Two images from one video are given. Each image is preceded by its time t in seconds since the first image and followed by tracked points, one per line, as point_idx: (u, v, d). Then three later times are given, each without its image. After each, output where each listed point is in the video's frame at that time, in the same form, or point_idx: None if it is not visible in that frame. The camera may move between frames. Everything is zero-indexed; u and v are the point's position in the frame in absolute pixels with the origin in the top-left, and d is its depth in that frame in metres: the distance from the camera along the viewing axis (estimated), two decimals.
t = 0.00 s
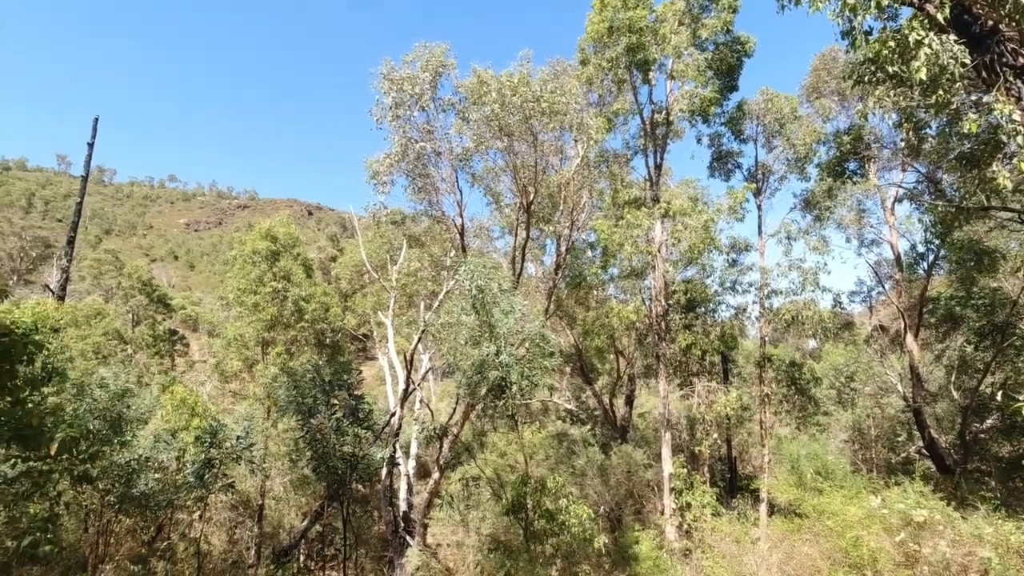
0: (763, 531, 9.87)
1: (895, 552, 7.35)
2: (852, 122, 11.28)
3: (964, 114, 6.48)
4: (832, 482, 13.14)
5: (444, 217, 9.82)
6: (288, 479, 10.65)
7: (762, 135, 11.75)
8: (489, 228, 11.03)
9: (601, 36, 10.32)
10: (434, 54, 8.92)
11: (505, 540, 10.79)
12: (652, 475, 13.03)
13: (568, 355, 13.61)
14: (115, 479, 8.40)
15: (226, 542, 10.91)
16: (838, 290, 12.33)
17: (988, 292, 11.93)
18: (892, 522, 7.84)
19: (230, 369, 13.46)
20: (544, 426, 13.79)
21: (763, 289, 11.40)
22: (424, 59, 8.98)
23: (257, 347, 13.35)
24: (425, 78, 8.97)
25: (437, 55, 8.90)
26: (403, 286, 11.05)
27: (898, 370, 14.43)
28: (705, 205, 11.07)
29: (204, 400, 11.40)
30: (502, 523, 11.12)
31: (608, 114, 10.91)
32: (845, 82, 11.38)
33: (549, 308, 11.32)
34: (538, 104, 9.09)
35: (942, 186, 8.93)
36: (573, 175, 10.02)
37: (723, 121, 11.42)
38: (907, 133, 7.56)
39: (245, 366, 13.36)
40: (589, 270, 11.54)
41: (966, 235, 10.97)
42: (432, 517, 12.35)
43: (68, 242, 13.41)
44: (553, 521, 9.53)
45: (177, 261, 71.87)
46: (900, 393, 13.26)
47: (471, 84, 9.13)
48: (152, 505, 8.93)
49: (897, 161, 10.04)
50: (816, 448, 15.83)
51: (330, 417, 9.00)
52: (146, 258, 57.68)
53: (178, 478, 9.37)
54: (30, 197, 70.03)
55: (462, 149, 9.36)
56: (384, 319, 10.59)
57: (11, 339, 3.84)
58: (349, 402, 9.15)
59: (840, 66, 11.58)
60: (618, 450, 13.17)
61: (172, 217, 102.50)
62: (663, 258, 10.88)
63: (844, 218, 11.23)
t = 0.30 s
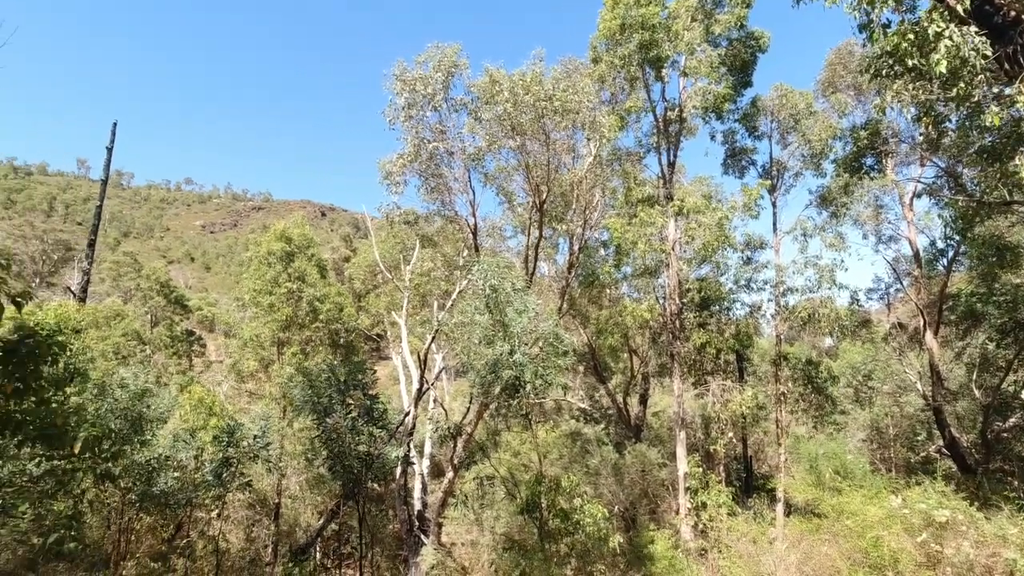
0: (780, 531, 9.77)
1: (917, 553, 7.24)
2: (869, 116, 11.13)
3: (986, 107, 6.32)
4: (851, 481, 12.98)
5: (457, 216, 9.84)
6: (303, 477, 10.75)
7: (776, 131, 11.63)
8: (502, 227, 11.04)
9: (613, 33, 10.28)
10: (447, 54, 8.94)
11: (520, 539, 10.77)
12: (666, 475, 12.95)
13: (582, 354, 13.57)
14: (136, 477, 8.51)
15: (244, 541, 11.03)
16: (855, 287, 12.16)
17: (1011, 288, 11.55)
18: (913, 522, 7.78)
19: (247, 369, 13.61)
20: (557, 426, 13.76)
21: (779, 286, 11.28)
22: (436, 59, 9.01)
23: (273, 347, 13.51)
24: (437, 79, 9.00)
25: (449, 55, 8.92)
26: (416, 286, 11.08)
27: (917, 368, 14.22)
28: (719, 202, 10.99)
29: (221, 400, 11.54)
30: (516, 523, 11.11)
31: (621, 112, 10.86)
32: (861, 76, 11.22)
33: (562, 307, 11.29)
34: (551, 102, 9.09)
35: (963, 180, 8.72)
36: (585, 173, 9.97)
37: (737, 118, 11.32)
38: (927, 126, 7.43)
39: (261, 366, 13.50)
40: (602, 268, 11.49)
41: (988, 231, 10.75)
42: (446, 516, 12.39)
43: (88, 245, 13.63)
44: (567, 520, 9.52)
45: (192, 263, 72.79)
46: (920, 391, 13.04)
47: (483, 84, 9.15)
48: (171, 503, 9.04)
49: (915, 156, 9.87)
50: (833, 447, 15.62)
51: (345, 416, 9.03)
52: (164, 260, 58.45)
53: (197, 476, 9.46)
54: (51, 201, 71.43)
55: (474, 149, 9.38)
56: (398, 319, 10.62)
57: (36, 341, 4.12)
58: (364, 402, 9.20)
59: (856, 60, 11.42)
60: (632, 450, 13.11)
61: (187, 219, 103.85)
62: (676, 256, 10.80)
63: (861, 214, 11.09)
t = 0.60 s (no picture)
0: (798, 531, 9.69)
1: (939, 553, 7.15)
2: (886, 110, 10.97)
3: (1007, 99, 6.21)
4: (870, 480, 12.82)
5: (469, 216, 9.85)
6: (319, 476, 10.81)
7: (791, 126, 11.51)
8: (514, 226, 11.06)
9: (624, 30, 10.24)
10: (458, 54, 8.96)
11: (534, 537, 10.76)
12: (681, 474, 12.87)
13: (595, 353, 13.53)
14: (154, 476, 8.59)
15: (260, 538, 11.05)
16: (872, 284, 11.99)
17: None
18: (934, 521, 7.70)
19: (262, 369, 13.75)
20: (571, 424, 13.73)
21: (794, 283, 11.15)
22: (448, 58, 9.03)
23: (288, 348, 13.66)
24: (449, 78, 9.03)
25: (461, 54, 8.94)
26: (429, 285, 11.10)
27: (936, 365, 14.01)
28: (732, 199, 10.90)
29: (238, 400, 11.66)
30: (530, 521, 11.12)
31: (633, 110, 10.81)
32: (877, 70, 11.07)
33: (575, 306, 11.26)
34: (563, 100, 9.07)
35: (984, 173, 8.55)
36: (598, 171, 9.93)
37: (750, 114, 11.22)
38: (945, 120, 7.32)
39: (276, 366, 13.65)
40: (615, 267, 11.43)
41: (1009, 225, 10.55)
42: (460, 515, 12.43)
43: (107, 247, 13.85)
44: (581, 519, 9.50)
45: (207, 264, 73.72)
46: (940, 389, 12.85)
47: (495, 83, 9.16)
48: (190, 502, 9.15)
49: (933, 149, 9.71)
50: (851, 446, 15.43)
51: (360, 416, 9.06)
52: (180, 261, 59.38)
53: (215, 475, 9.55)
54: (71, 205, 72.87)
55: (486, 148, 9.38)
56: (411, 319, 10.64)
57: (59, 342, 4.64)
58: (378, 401, 9.25)
59: (872, 53, 11.26)
60: (646, 448, 13.06)
61: (202, 221, 105.29)
62: (690, 253, 10.72)
63: (878, 210, 10.93)
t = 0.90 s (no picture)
0: (815, 530, 9.62)
1: (960, 553, 7.10)
2: (902, 103, 10.81)
3: None
4: (889, 479, 12.67)
5: (481, 215, 9.87)
6: (333, 475, 10.87)
7: (805, 121, 11.39)
8: (525, 225, 11.06)
9: (635, 27, 10.20)
10: (469, 54, 8.96)
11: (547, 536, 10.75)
12: (695, 472, 12.78)
13: (607, 351, 13.48)
14: (172, 475, 8.66)
15: (276, 536, 11.25)
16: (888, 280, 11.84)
17: None
18: (955, 520, 7.63)
19: (277, 369, 13.88)
20: (584, 423, 13.69)
21: (809, 280, 11.04)
22: (458, 58, 9.04)
23: (302, 347, 13.77)
24: (459, 78, 9.05)
25: (471, 54, 8.95)
26: (441, 284, 11.11)
27: (955, 362, 13.80)
28: (746, 195, 10.82)
29: (253, 399, 11.76)
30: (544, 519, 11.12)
31: (644, 106, 10.74)
32: (893, 63, 10.90)
33: (587, 304, 11.24)
34: (574, 98, 9.06)
35: (1004, 167, 8.39)
36: (609, 169, 9.90)
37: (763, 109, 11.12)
38: (964, 112, 7.20)
39: (290, 366, 13.76)
40: (627, 265, 11.38)
41: None
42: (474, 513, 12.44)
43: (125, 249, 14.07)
44: (595, 518, 9.50)
45: (220, 265, 74.55)
46: (959, 386, 12.66)
47: (506, 82, 9.16)
48: (207, 500, 9.22)
49: (951, 143, 9.56)
50: (868, 444, 15.23)
51: (374, 415, 9.13)
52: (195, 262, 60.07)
53: (232, 473, 9.65)
54: (89, 208, 74.04)
55: (497, 147, 9.40)
56: (424, 318, 10.67)
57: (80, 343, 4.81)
58: (392, 400, 9.30)
59: (888, 46, 11.11)
60: (660, 447, 12.99)
61: (216, 222, 106.45)
62: (702, 251, 10.66)
63: (895, 205, 10.78)
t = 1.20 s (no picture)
0: (831, 528, 9.54)
1: (982, 552, 7.00)
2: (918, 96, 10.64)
3: None
4: (907, 477, 12.51)
5: (492, 213, 9.88)
6: (347, 473, 10.91)
7: (818, 116, 11.26)
8: (536, 223, 11.05)
9: (646, 23, 10.17)
10: (479, 52, 8.95)
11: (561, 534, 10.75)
12: (709, 471, 12.70)
13: (620, 349, 13.43)
14: (190, 473, 8.73)
15: (292, 534, 11.28)
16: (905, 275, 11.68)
17: None
18: (977, 519, 7.52)
19: (291, 368, 13.99)
20: (596, 421, 13.67)
21: (823, 276, 10.92)
22: (468, 57, 9.03)
23: (315, 347, 13.88)
24: (470, 77, 9.05)
25: (481, 52, 8.94)
26: (453, 283, 11.12)
27: (974, 358, 13.59)
28: (759, 191, 10.72)
29: (268, 398, 11.87)
30: (557, 518, 11.11)
31: (656, 103, 10.67)
32: (909, 55, 10.74)
33: (600, 302, 11.20)
34: (585, 96, 9.03)
35: None
36: (620, 166, 9.85)
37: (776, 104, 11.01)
38: (984, 105, 7.06)
39: (304, 365, 13.87)
40: (639, 262, 11.32)
41: None
42: (488, 511, 12.46)
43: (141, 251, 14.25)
44: (609, 516, 9.50)
45: (234, 266, 75.34)
46: (979, 383, 12.46)
47: (516, 79, 9.15)
48: (224, 499, 9.28)
49: (970, 135, 9.39)
50: (885, 441, 15.04)
51: (388, 413, 9.17)
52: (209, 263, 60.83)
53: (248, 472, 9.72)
54: (105, 211, 75.18)
55: (508, 145, 9.40)
56: (436, 317, 10.69)
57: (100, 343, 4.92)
58: (406, 399, 9.33)
59: (903, 37, 10.94)
60: (673, 445, 12.92)
61: (228, 224, 107.54)
62: (715, 248, 10.58)
63: (911, 199, 10.63)
